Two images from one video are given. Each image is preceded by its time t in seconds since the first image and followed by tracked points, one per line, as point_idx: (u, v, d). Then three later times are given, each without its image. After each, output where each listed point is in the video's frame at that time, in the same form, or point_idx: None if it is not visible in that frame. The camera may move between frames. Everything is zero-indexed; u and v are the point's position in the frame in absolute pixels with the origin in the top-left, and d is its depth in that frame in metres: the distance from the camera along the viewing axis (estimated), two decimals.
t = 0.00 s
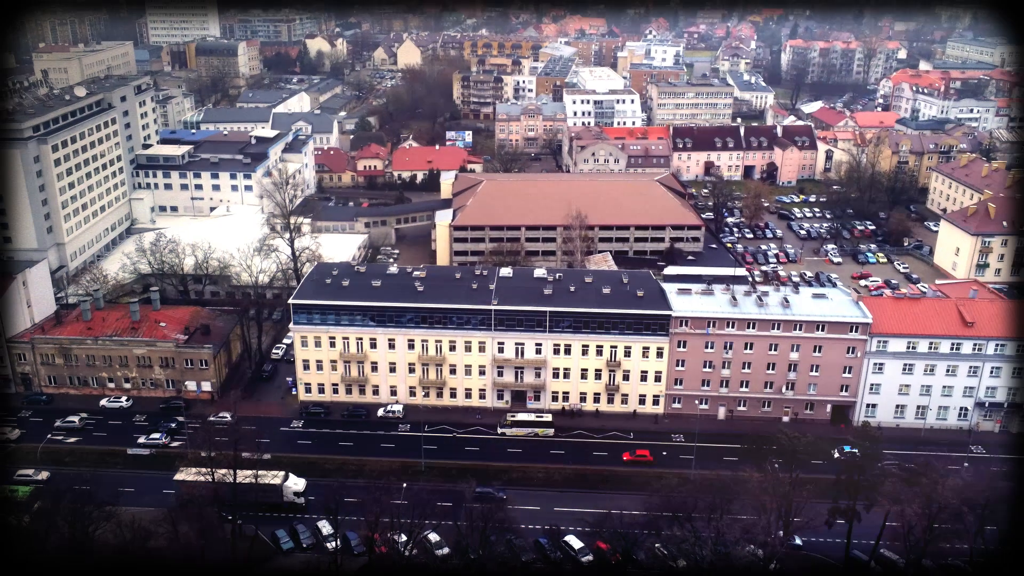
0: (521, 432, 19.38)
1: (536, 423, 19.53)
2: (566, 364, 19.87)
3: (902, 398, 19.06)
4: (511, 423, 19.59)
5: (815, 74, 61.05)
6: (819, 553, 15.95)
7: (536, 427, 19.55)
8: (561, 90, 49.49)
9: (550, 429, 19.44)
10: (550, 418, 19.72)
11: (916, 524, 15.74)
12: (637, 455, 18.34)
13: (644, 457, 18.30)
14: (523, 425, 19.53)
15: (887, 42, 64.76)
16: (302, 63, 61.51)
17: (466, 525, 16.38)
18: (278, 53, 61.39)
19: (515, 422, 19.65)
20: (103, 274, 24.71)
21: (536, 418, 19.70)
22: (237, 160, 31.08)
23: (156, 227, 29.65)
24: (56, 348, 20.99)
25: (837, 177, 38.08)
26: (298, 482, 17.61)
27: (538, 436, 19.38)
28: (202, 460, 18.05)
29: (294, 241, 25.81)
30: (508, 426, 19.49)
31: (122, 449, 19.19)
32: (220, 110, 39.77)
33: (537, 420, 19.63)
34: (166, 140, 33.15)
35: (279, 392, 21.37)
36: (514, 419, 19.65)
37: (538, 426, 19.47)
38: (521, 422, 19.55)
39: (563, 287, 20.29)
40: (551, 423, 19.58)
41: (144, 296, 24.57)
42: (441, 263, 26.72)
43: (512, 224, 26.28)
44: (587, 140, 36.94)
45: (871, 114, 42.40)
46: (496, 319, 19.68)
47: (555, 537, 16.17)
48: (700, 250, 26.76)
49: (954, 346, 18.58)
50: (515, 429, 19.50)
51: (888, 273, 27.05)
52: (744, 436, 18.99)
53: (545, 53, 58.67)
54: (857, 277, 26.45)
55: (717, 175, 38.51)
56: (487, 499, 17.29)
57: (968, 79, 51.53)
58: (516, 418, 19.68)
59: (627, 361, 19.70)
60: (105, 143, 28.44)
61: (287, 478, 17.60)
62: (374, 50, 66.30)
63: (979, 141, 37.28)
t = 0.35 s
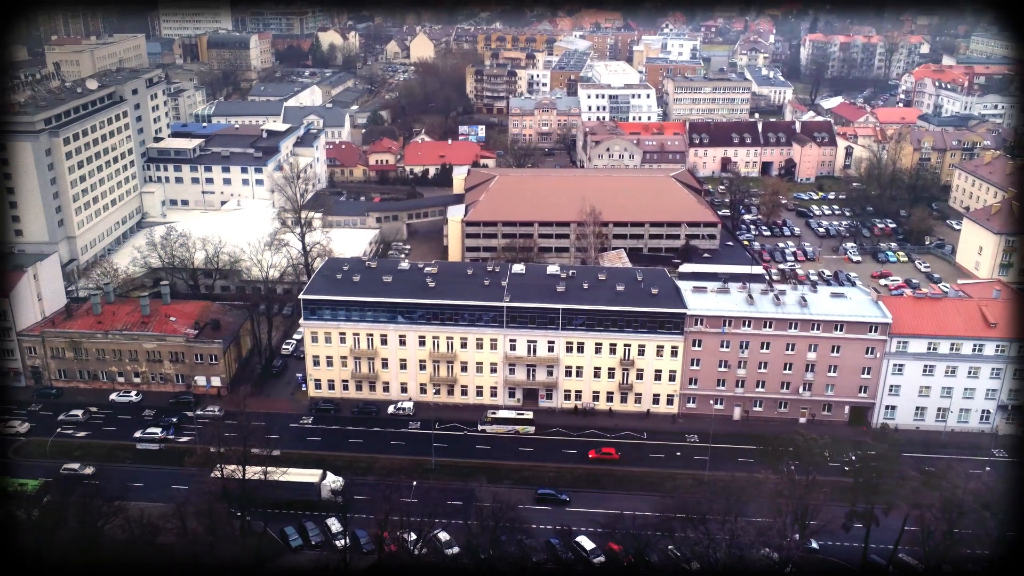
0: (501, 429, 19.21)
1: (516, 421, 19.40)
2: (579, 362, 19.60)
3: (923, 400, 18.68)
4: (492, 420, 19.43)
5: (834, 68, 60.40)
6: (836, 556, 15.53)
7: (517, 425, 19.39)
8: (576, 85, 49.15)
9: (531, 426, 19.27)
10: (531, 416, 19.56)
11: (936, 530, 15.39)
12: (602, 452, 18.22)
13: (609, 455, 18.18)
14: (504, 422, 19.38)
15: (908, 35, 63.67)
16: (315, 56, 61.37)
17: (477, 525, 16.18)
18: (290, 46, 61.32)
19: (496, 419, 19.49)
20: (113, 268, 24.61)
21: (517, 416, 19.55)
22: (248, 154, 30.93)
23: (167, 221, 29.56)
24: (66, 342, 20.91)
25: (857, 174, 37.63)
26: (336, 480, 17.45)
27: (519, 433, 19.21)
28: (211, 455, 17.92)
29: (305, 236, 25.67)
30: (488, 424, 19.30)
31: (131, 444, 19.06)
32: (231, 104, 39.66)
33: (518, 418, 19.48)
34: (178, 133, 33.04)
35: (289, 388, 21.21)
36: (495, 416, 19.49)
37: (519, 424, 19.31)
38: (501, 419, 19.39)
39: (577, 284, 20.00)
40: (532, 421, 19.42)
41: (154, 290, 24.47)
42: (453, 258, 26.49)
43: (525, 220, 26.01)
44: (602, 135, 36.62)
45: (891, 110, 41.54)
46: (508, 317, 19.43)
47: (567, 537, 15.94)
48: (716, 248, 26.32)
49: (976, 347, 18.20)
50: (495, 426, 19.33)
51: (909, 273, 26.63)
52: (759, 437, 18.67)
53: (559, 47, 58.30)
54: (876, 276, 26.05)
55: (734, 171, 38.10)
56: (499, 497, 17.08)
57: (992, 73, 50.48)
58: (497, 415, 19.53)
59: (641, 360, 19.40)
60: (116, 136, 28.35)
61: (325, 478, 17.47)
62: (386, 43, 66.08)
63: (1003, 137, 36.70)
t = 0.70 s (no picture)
0: (481, 426, 19.05)
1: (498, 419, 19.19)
2: (593, 360, 19.29)
3: (946, 403, 18.26)
4: (471, 416, 19.28)
5: (857, 63, 59.41)
6: (854, 562, 15.27)
7: (497, 421, 19.23)
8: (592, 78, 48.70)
9: (510, 423, 19.10)
10: (511, 412, 19.40)
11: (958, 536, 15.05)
12: (567, 449, 18.07)
13: (573, 452, 18.03)
14: (484, 418, 19.23)
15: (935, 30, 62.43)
16: (328, 49, 61.19)
17: (489, 524, 15.96)
18: (304, 39, 61.18)
19: (476, 415, 19.35)
20: (125, 261, 24.50)
21: (497, 413, 19.39)
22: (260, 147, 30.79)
23: (179, 214, 29.47)
24: (78, 335, 20.81)
25: (880, 171, 37.14)
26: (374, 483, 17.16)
27: (499, 430, 19.04)
28: (222, 450, 17.77)
29: (317, 230, 25.49)
30: (470, 422, 19.14)
31: (142, 438, 18.93)
32: (244, 96, 39.52)
33: (498, 414, 19.32)
34: (190, 126, 32.93)
35: (300, 383, 21.03)
36: (475, 412, 19.35)
37: (499, 420, 19.14)
38: (481, 416, 19.24)
39: (592, 280, 19.67)
40: (512, 417, 19.25)
41: (165, 283, 24.36)
42: (466, 255, 26.27)
43: (540, 215, 25.71)
44: (618, 129, 36.25)
45: (916, 105, 40.91)
46: (522, 313, 19.16)
47: (580, 538, 15.70)
48: (734, 245, 25.74)
49: (1002, 349, 17.76)
50: (475, 422, 19.18)
51: (933, 272, 26.13)
52: (777, 439, 18.31)
53: (576, 40, 57.85)
54: (899, 275, 25.59)
55: (754, 167, 37.61)
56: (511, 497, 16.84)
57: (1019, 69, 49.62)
58: (477, 412, 19.40)
59: (657, 359, 19.06)
60: (129, 128, 28.25)
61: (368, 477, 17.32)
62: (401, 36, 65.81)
63: None
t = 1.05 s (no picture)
0: (462, 422, 18.90)
1: (476, 414, 19.07)
2: (606, 359, 18.99)
3: (967, 406, 17.86)
4: (452, 413, 19.17)
5: (879, 57, 58.51)
6: (872, 567, 14.97)
7: (478, 418, 19.09)
8: (607, 73, 48.31)
9: (491, 420, 18.94)
10: (492, 409, 19.26)
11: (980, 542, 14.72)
12: (533, 445, 17.92)
13: (539, 448, 17.87)
14: (465, 415, 19.10)
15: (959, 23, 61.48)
16: (341, 42, 61.03)
17: (499, 524, 15.75)
18: (316, 31, 61.03)
19: (457, 412, 19.24)
20: (135, 255, 24.41)
21: (478, 409, 19.25)
22: (272, 141, 30.67)
23: (189, 208, 29.36)
24: (88, 329, 20.70)
25: (901, 168, 36.61)
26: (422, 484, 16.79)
27: (480, 426, 18.89)
28: (231, 446, 17.61)
29: (328, 224, 25.32)
30: (447, 417, 19.02)
31: (151, 433, 18.79)
32: (255, 89, 39.41)
33: (479, 411, 19.19)
34: (201, 119, 32.80)
35: (310, 379, 20.86)
36: (456, 409, 19.23)
37: (480, 417, 18.99)
38: (462, 412, 19.12)
39: (605, 278, 19.38)
40: (493, 414, 19.10)
41: (175, 278, 24.25)
42: (478, 251, 25.97)
43: (553, 211, 25.43)
44: (634, 124, 35.91)
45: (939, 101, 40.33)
46: (534, 311, 18.89)
47: (592, 539, 15.47)
48: (751, 242, 25.53)
49: None
50: (456, 419, 19.05)
51: (955, 271, 25.70)
52: (793, 441, 17.98)
53: (591, 34, 57.44)
54: (920, 274, 25.21)
55: (772, 163, 37.20)
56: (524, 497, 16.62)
57: None
58: (458, 408, 19.28)
59: (671, 358, 18.75)
60: (140, 121, 28.14)
61: (408, 477, 16.89)
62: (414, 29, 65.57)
63: None
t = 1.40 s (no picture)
0: (443, 418, 18.68)
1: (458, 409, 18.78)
2: (621, 357, 18.67)
3: (992, 409, 17.43)
4: (433, 407, 18.88)
5: (902, 50, 56.96)
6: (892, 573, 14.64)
7: (458, 413, 18.82)
8: (624, 66, 47.86)
9: (473, 416, 18.69)
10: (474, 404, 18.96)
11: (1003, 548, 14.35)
12: (498, 440, 17.74)
13: (504, 443, 17.71)
14: (446, 409, 18.81)
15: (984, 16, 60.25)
16: (354, 34, 60.77)
17: (511, 524, 15.50)
18: (329, 23, 60.78)
19: (438, 406, 18.94)
20: (146, 248, 24.29)
21: (459, 404, 18.96)
22: (284, 134, 30.48)
23: (201, 201, 29.23)
24: (98, 322, 20.57)
25: (925, 164, 36.00)
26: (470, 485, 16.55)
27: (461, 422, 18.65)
28: (241, 442, 17.43)
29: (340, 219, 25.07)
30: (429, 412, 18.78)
31: (161, 428, 18.64)
32: (268, 82, 39.31)
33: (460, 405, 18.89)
34: (214, 111, 32.66)
35: (321, 375, 20.65)
36: (437, 403, 18.92)
37: (461, 412, 18.72)
38: (443, 407, 18.83)
39: (621, 275, 19.06)
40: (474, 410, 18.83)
41: (186, 271, 24.11)
42: (492, 246, 25.62)
43: (568, 207, 25.12)
44: (651, 119, 35.51)
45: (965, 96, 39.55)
46: (548, 308, 18.60)
47: (605, 540, 15.21)
48: (770, 240, 25.19)
49: None
50: (436, 414, 18.78)
51: (980, 271, 25.24)
52: (812, 442, 17.63)
53: (608, 27, 56.97)
54: (944, 274, 24.75)
55: (792, 159, 36.74)
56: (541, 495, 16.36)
57: None
58: (439, 402, 18.98)
59: (687, 357, 18.41)
60: (152, 113, 28.01)
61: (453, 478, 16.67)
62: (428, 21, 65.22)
63: None
